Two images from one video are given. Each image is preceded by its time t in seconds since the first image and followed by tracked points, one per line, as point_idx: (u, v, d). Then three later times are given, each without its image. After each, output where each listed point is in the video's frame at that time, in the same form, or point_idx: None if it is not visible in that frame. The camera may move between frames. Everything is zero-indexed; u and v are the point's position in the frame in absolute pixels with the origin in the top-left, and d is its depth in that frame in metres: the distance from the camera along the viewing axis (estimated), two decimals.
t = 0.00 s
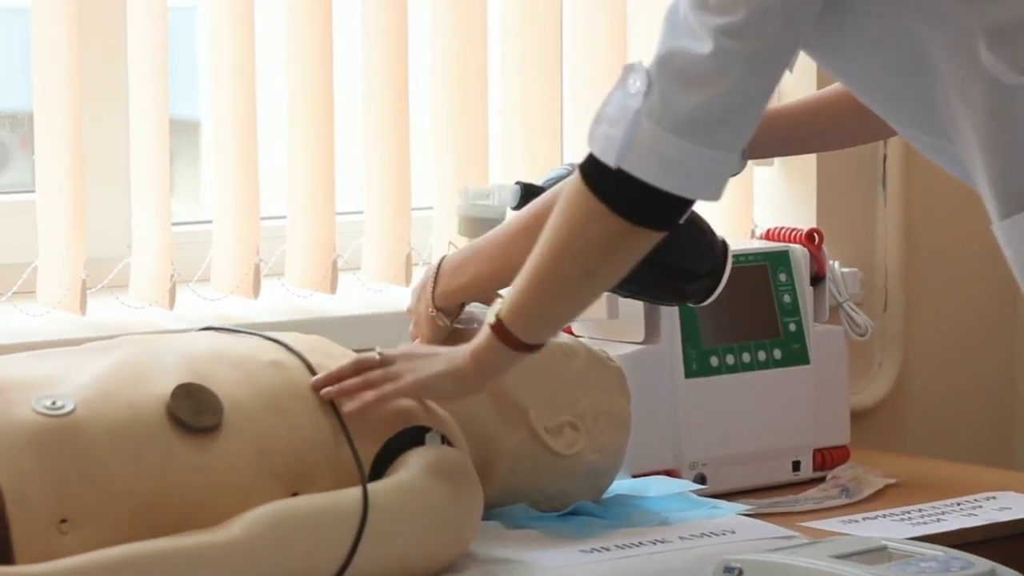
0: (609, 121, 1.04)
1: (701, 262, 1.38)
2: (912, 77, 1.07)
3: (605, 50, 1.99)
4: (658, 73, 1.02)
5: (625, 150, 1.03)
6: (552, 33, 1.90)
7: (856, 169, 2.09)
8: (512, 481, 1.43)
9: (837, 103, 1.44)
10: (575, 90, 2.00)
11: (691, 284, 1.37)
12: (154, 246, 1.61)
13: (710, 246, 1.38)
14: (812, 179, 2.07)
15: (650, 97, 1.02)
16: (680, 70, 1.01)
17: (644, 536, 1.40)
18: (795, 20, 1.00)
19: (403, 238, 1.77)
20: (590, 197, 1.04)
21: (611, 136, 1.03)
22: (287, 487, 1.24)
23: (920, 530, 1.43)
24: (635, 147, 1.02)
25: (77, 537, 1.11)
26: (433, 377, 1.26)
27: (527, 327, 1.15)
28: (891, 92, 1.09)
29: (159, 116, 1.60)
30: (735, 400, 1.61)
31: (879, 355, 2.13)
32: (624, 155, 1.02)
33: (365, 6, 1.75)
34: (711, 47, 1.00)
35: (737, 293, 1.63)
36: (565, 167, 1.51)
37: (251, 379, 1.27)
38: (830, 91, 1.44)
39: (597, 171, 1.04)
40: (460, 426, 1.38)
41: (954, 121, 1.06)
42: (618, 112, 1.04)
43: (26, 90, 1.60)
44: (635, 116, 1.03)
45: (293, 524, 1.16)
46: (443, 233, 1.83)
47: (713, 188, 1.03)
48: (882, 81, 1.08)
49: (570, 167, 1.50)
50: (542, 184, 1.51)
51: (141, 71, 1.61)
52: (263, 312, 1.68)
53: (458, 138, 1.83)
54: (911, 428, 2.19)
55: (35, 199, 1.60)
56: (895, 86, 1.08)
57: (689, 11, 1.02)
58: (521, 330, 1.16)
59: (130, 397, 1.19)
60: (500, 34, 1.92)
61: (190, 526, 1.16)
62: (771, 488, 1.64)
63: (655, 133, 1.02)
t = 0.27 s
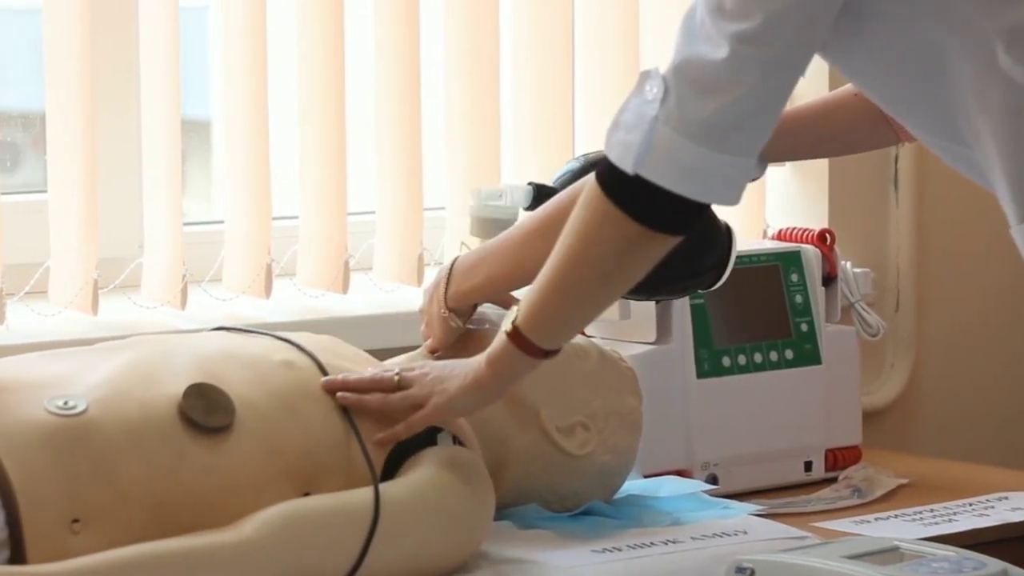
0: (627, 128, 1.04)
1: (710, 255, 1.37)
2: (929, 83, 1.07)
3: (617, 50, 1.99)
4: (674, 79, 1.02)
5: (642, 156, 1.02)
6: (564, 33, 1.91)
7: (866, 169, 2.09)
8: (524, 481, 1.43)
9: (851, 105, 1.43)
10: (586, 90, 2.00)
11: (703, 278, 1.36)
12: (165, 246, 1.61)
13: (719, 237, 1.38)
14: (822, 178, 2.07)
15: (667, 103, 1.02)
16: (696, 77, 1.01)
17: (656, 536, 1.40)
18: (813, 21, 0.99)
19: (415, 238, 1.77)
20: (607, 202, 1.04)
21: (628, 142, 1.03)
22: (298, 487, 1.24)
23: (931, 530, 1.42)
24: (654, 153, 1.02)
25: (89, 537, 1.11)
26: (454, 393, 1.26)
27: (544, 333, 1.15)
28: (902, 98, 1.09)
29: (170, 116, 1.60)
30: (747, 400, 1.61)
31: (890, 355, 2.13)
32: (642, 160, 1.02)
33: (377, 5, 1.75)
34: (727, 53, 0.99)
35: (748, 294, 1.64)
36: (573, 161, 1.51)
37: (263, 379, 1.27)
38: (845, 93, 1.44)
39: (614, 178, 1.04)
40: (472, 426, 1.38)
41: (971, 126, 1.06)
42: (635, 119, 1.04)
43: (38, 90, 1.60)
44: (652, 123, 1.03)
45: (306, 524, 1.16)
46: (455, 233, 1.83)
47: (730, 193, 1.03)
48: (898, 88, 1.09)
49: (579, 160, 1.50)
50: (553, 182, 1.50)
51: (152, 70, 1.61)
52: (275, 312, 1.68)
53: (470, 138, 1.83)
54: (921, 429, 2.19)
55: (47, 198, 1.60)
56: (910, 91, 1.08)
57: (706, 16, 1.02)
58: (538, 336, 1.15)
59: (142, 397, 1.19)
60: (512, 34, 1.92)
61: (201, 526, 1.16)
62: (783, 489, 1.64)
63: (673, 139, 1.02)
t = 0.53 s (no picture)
0: (642, 124, 1.04)
1: (721, 252, 1.37)
2: (946, 85, 1.06)
3: (631, 50, 1.99)
4: (689, 76, 1.01)
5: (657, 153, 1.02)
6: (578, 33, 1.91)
7: (878, 169, 2.09)
8: (539, 481, 1.43)
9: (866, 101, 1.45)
10: (601, 90, 2.00)
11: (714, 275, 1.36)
12: (180, 246, 1.61)
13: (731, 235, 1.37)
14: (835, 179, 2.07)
15: (682, 100, 1.02)
16: (711, 74, 1.01)
17: (670, 536, 1.40)
18: (829, 19, 0.99)
19: (430, 237, 1.77)
20: (622, 199, 1.04)
21: (643, 139, 1.03)
22: (313, 487, 1.24)
23: (945, 530, 1.42)
24: (668, 150, 1.02)
25: (104, 537, 1.11)
26: (463, 385, 1.25)
27: (556, 328, 1.15)
28: (917, 100, 1.09)
29: (184, 115, 1.60)
30: (761, 400, 1.60)
31: (905, 355, 2.13)
32: (657, 157, 1.02)
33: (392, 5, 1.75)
34: (741, 50, 0.99)
35: (762, 294, 1.64)
36: (585, 158, 1.50)
37: (278, 379, 1.27)
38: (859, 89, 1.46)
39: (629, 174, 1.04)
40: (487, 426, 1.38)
41: (988, 128, 1.05)
42: (650, 115, 1.04)
43: (53, 90, 1.60)
44: (667, 120, 1.02)
45: (320, 524, 1.16)
46: (469, 234, 1.83)
47: (744, 191, 1.03)
48: (914, 90, 1.08)
49: (592, 158, 1.49)
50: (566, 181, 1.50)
51: (167, 71, 1.61)
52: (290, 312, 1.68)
53: (485, 138, 1.84)
54: (934, 429, 2.18)
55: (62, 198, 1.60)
56: (928, 93, 1.07)
57: (721, 13, 1.02)
58: (549, 330, 1.16)
59: (157, 397, 1.19)
60: (527, 34, 1.92)
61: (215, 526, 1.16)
62: (797, 489, 1.64)
63: (688, 136, 1.01)
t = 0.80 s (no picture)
0: (656, 120, 1.04)
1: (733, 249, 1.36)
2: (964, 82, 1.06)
3: (644, 49, 1.99)
4: (704, 71, 1.01)
5: (672, 148, 1.02)
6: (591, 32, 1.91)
7: (888, 169, 2.09)
8: (552, 480, 1.43)
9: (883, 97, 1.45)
10: (614, 90, 2.01)
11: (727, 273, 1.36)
12: (193, 246, 1.62)
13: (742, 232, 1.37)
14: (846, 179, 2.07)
15: (697, 96, 1.02)
16: (726, 70, 1.01)
17: (683, 536, 1.40)
18: (842, 17, 1.00)
19: (443, 237, 1.78)
20: (636, 194, 1.04)
21: (658, 134, 1.03)
22: (325, 486, 1.24)
23: (958, 531, 1.42)
24: (683, 145, 1.02)
25: (117, 536, 1.11)
26: (473, 380, 1.25)
27: (565, 323, 1.15)
28: (934, 99, 1.08)
29: (197, 116, 1.61)
30: (774, 400, 1.61)
31: (918, 356, 2.13)
32: (671, 152, 1.02)
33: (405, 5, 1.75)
34: (757, 46, 0.99)
35: (775, 294, 1.64)
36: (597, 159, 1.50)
37: (291, 379, 1.27)
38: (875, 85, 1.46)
39: (644, 170, 1.04)
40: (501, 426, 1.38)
41: (1004, 127, 1.05)
42: (665, 110, 1.04)
43: (67, 90, 1.61)
44: (682, 115, 1.02)
45: (332, 524, 1.16)
46: (482, 233, 1.83)
47: (759, 185, 1.03)
48: (931, 89, 1.08)
49: (603, 159, 1.49)
50: (577, 180, 1.50)
51: (180, 71, 1.61)
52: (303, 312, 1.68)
53: (498, 137, 1.84)
54: (946, 429, 2.18)
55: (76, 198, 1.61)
56: (946, 90, 1.07)
57: (736, 9, 1.02)
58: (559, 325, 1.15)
59: (170, 397, 1.19)
60: (540, 34, 1.92)
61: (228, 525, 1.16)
62: (810, 489, 1.64)
63: (703, 132, 1.01)
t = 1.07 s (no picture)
0: (672, 111, 1.04)
1: (750, 249, 1.36)
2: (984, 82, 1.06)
3: (658, 49, 1.99)
4: (721, 63, 1.01)
5: (686, 140, 1.02)
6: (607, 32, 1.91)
7: (901, 170, 2.09)
8: (567, 480, 1.43)
9: (903, 97, 1.43)
10: (628, 89, 2.01)
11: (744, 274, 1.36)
12: (208, 245, 1.62)
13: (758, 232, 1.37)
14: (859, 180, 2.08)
15: (713, 88, 1.02)
16: (742, 64, 1.00)
17: (697, 536, 1.40)
18: (863, 14, 0.99)
19: (459, 236, 1.78)
20: (649, 187, 1.05)
21: (673, 126, 1.03)
22: (339, 486, 1.23)
23: (973, 531, 1.42)
24: (697, 138, 1.02)
25: (133, 535, 1.10)
26: (482, 373, 1.26)
27: (577, 315, 1.15)
28: (954, 98, 1.09)
29: (212, 115, 1.61)
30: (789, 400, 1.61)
31: (932, 356, 2.13)
32: (686, 144, 1.02)
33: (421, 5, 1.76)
34: (775, 40, 0.99)
35: (790, 294, 1.64)
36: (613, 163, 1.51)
37: (306, 379, 1.27)
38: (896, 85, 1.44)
39: (659, 162, 1.04)
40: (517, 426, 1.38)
41: None
42: (682, 102, 1.04)
43: (83, 90, 1.61)
44: (698, 107, 1.02)
45: (347, 524, 1.16)
46: (496, 232, 1.83)
47: (773, 179, 1.03)
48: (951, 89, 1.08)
49: (618, 162, 1.50)
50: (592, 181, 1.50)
51: (196, 71, 1.62)
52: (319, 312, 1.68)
53: (514, 136, 1.84)
54: (960, 429, 2.18)
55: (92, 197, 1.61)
56: (966, 90, 1.08)
57: (757, 4, 1.01)
58: (571, 316, 1.16)
59: (186, 396, 1.19)
60: (555, 34, 1.92)
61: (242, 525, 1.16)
62: (824, 489, 1.64)
63: (717, 125, 1.01)
